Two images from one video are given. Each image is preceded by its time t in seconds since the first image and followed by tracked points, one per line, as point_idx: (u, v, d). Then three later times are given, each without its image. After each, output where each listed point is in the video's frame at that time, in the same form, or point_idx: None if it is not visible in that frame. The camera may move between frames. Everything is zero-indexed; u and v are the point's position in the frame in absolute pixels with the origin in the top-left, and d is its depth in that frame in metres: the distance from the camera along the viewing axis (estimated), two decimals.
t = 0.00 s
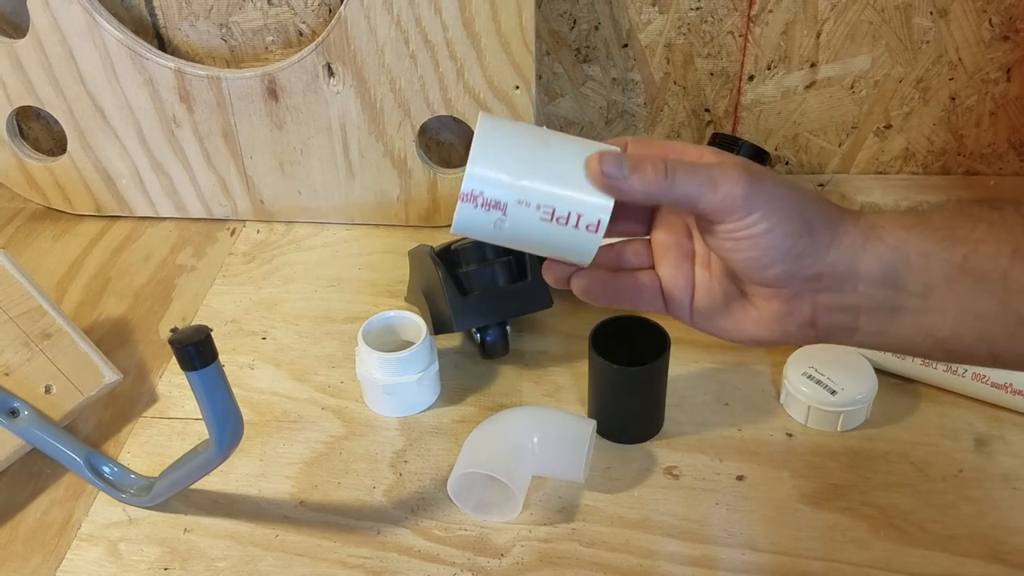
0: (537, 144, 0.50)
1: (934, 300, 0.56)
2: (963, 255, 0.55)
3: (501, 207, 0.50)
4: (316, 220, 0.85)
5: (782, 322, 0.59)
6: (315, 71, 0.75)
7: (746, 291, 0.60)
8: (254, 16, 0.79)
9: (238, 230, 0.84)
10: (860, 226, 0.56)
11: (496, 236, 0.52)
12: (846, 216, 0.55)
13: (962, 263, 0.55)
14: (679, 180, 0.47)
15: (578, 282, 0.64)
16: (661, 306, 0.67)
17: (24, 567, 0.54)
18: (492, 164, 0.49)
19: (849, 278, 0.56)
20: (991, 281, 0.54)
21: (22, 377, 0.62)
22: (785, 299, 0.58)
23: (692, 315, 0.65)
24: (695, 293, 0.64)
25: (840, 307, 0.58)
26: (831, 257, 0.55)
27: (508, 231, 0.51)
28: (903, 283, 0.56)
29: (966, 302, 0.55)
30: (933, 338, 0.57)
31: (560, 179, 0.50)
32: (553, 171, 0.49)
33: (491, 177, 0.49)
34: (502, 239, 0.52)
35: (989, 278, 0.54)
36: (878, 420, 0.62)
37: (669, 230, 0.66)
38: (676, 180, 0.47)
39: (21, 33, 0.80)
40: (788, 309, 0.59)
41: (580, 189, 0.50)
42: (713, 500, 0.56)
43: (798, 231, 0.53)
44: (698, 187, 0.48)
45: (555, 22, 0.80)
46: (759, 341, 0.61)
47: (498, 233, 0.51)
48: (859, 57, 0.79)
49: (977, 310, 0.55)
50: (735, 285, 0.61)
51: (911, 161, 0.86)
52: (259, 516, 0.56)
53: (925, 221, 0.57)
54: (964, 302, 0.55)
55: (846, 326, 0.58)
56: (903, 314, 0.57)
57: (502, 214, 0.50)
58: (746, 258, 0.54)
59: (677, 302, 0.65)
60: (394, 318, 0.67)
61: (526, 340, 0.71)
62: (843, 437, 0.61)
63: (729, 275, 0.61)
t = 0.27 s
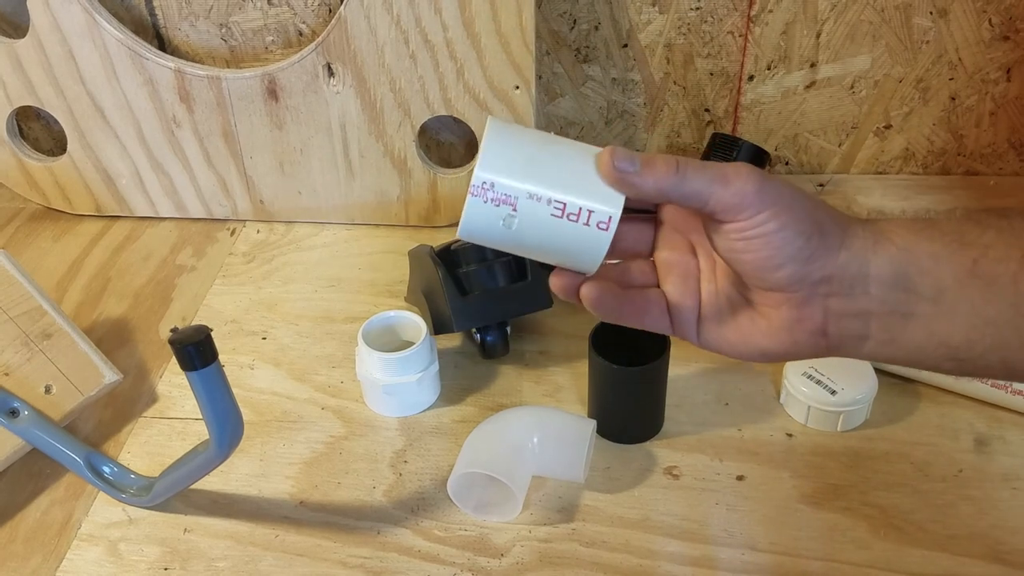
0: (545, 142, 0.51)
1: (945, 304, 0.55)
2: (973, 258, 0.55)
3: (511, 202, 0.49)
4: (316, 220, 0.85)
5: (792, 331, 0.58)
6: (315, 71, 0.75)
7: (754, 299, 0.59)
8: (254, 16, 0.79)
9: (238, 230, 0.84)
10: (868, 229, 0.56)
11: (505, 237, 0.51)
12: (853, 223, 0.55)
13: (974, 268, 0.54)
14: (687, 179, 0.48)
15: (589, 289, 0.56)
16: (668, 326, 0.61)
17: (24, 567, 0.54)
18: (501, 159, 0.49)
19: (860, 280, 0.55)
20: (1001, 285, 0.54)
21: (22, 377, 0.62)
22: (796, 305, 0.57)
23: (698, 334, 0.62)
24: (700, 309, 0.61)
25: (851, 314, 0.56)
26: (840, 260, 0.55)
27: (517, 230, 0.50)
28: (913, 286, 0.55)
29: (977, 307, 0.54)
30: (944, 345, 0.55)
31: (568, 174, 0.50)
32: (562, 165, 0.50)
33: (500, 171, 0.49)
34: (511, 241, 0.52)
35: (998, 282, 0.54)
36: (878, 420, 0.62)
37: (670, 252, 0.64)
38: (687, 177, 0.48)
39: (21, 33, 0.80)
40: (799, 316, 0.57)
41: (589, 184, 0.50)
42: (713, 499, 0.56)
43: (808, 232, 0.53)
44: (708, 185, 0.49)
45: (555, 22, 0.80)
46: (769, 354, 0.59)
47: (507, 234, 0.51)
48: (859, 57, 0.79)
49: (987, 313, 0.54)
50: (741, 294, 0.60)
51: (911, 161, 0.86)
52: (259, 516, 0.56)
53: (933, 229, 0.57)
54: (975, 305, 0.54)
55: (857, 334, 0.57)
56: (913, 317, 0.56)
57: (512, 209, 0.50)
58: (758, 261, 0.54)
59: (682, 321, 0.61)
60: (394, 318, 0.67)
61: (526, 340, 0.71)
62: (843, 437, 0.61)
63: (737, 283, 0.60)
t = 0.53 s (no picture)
0: (548, 139, 0.51)
1: (946, 306, 0.55)
2: (974, 259, 0.55)
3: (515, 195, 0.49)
4: (317, 220, 0.85)
5: (793, 333, 0.58)
6: (315, 71, 0.75)
7: (754, 302, 0.59)
8: (254, 16, 0.79)
9: (238, 230, 0.84)
10: (872, 232, 0.56)
11: (509, 234, 0.51)
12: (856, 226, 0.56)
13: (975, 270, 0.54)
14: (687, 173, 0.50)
15: (593, 292, 0.55)
16: (669, 333, 0.60)
17: (24, 567, 0.54)
18: (505, 152, 0.50)
19: (862, 281, 0.55)
20: (1003, 287, 0.54)
21: (22, 377, 0.62)
22: (798, 306, 0.57)
23: (699, 339, 0.61)
24: (701, 314, 0.61)
25: (853, 315, 0.56)
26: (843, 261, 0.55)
27: (521, 225, 0.50)
28: (914, 288, 0.55)
29: (978, 310, 0.54)
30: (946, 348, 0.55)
31: (572, 169, 0.50)
32: (566, 160, 0.50)
33: (504, 164, 0.49)
34: (515, 239, 0.51)
35: (999, 284, 0.54)
36: (878, 420, 0.62)
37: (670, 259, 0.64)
38: (688, 170, 0.50)
39: (21, 33, 0.80)
40: (800, 318, 0.57)
41: (593, 178, 0.50)
42: (713, 499, 0.56)
43: (811, 231, 0.53)
44: (709, 179, 0.50)
45: (554, 22, 0.80)
46: (769, 358, 0.59)
47: (511, 229, 0.51)
48: (859, 56, 0.79)
49: (989, 315, 0.54)
50: (742, 298, 0.60)
51: (911, 161, 0.86)
52: (259, 516, 0.56)
53: (934, 232, 0.57)
54: (977, 308, 0.54)
55: (857, 336, 0.57)
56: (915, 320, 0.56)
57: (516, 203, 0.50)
58: (760, 259, 0.55)
59: (683, 326, 0.61)
60: (394, 319, 0.67)
61: (526, 340, 0.71)
62: (843, 437, 0.61)
63: (738, 286, 0.60)
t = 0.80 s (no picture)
0: (548, 134, 0.51)
1: (947, 304, 0.55)
2: (974, 257, 0.55)
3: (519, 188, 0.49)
4: (316, 220, 0.85)
5: (793, 330, 0.58)
6: (315, 71, 0.75)
7: (754, 301, 0.60)
8: (254, 16, 0.79)
9: (238, 230, 0.84)
10: (872, 229, 0.57)
11: (511, 229, 0.50)
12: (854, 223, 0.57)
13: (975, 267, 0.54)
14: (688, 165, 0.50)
15: (595, 292, 0.54)
16: (669, 337, 0.60)
17: (24, 567, 0.54)
18: (508, 146, 0.49)
19: (862, 278, 0.56)
20: (1003, 285, 0.54)
21: (22, 377, 0.62)
22: (798, 303, 0.57)
23: (699, 340, 0.61)
24: (701, 314, 0.61)
25: (852, 313, 0.57)
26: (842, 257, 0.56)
27: (523, 219, 0.50)
28: (915, 285, 0.56)
29: (979, 307, 0.54)
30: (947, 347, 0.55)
31: (574, 163, 0.50)
32: (567, 154, 0.51)
33: (508, 157, 0.49)
34: (517, 235, 0.51)
35: (999, 282, 0.54)
36: (878, 420, 0.62)
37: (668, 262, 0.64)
38: (688, 161, 0.50)
39: (21, 33, 0.80)
40: (801, 315, 0.58)
41: (595, 171, 0.50)
42: (713, 499, 0.56)
43: (811, 225, 0.54)
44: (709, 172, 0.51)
45: (554, 22, 0.80)
46: (770, 357, 0.59)
47: (513, 224, 0.50)
48: (859, 57, 0.79)
49: (989, 312, 0.54)
50: (741, 297, 0.60)
51: (911, 161, 0.86)
52: (259, 516, 0.56)
53: (933, 229, 0.57)
54: (977, 306, 0.54)
55: (857, 334, 0.57)
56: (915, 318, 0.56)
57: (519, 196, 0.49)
58: (761, 254, 0.55)
59: (683, 327, 0.61)
60: (394, 319, 0.67)
61: (526, 340, 0.71)
62: (843, 437, 0.61)
63: (736, 286, 0.61)
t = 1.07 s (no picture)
0: (547, 129, 0.52)
1: (946, 302, 0.55)
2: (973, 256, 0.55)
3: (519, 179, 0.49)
4: (316, 220, 0.85)
5: (793, 329, 0.58)
6: (315, 71, 0.75)
7: (752, 300, 0.59)
8: (254, 16, 0.79)
9: (238, 230, 0.84)
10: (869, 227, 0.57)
11: (511, 223, 0.50)
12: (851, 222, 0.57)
13: (974, 265, 0.55)
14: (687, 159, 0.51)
15: (595, 293, 0.54)
16: (667, 340, 0.60)
17: (24, 567, 0.54)
18: (508, 137, 0.50)
19: (862, 276, 0.56)
20: (1002, 284, 0.54)
21: (22, 377, 0.62)
22: (798, 301, 0.57)
23: (698, 342, 0.61)
24: (700, 314, 0.61)
25: (852, 311, 0.57)
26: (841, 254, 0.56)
27: (524, 212, 0.50)
28: (914, 283, 0.56)
29: (978, 306, 0.54)
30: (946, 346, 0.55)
31: (573, 157, 0.51)
32: (565, 147, 0.51)
33: (507, 148, 0.49)
34: (517, 229, 0.51)
35: (999, 281, 0.54)
36: (879, 420, 0.62)
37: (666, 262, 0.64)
38: (688, 155, 0.50)
39: (21, 33, 0.80)
40: (800, 313, 0.58)
41: (594, 164, 0.51)
42: (713, 499, 0.56)
43: (810, 222, 0.54)
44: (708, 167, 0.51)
45: (554, 22, 0.80)
46: (770, 357, 0.58)
47: (514, 218, 0.50)
48: (859, 57, 0.79)
49: (989, 310, 0.54)
50: (739, 296, 0.60)
51: (911, 162, 0.86)
52: (259, 516, 0.56)
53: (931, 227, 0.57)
54: (976, 304, 0.54)
55: (857, 333, 0.57)
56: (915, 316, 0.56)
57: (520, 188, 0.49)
58: (761, 251, 0.55)
59: (682, 328, 0.61)
60: (394, 318, 0.67)
61: (526, 339, 0.71)
62: (843, 437, 0.61)
63: (734, 285, 0.61)
